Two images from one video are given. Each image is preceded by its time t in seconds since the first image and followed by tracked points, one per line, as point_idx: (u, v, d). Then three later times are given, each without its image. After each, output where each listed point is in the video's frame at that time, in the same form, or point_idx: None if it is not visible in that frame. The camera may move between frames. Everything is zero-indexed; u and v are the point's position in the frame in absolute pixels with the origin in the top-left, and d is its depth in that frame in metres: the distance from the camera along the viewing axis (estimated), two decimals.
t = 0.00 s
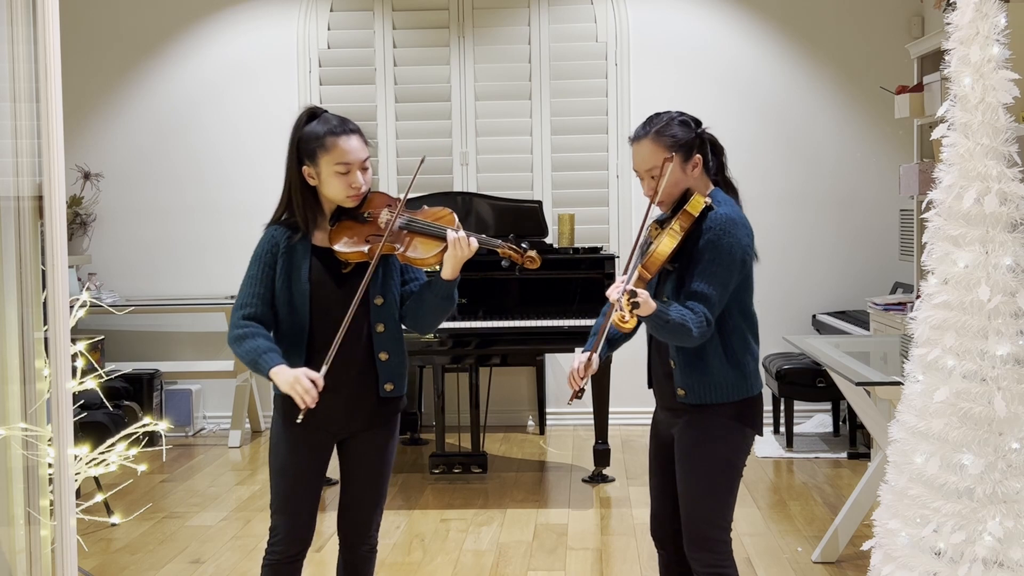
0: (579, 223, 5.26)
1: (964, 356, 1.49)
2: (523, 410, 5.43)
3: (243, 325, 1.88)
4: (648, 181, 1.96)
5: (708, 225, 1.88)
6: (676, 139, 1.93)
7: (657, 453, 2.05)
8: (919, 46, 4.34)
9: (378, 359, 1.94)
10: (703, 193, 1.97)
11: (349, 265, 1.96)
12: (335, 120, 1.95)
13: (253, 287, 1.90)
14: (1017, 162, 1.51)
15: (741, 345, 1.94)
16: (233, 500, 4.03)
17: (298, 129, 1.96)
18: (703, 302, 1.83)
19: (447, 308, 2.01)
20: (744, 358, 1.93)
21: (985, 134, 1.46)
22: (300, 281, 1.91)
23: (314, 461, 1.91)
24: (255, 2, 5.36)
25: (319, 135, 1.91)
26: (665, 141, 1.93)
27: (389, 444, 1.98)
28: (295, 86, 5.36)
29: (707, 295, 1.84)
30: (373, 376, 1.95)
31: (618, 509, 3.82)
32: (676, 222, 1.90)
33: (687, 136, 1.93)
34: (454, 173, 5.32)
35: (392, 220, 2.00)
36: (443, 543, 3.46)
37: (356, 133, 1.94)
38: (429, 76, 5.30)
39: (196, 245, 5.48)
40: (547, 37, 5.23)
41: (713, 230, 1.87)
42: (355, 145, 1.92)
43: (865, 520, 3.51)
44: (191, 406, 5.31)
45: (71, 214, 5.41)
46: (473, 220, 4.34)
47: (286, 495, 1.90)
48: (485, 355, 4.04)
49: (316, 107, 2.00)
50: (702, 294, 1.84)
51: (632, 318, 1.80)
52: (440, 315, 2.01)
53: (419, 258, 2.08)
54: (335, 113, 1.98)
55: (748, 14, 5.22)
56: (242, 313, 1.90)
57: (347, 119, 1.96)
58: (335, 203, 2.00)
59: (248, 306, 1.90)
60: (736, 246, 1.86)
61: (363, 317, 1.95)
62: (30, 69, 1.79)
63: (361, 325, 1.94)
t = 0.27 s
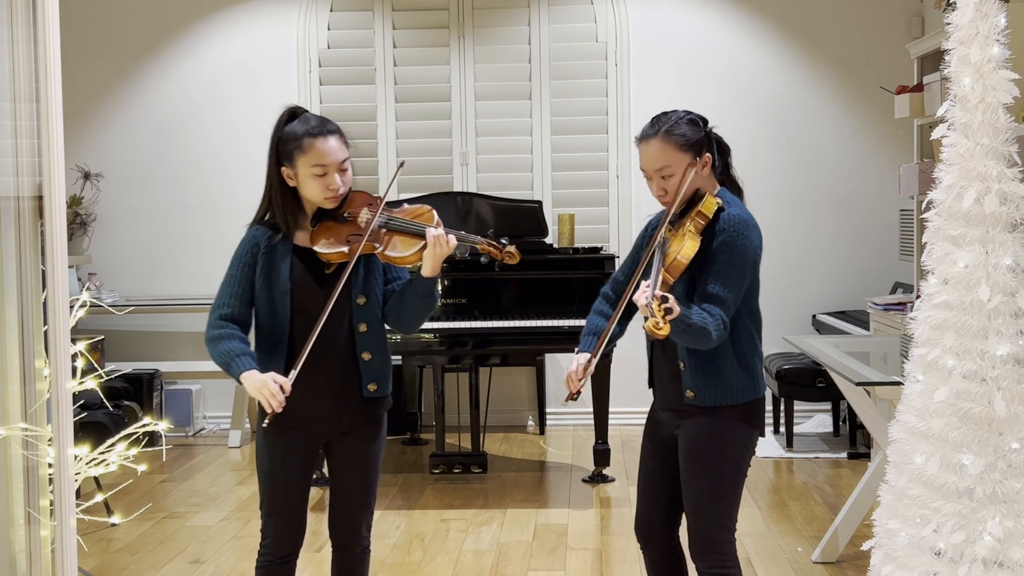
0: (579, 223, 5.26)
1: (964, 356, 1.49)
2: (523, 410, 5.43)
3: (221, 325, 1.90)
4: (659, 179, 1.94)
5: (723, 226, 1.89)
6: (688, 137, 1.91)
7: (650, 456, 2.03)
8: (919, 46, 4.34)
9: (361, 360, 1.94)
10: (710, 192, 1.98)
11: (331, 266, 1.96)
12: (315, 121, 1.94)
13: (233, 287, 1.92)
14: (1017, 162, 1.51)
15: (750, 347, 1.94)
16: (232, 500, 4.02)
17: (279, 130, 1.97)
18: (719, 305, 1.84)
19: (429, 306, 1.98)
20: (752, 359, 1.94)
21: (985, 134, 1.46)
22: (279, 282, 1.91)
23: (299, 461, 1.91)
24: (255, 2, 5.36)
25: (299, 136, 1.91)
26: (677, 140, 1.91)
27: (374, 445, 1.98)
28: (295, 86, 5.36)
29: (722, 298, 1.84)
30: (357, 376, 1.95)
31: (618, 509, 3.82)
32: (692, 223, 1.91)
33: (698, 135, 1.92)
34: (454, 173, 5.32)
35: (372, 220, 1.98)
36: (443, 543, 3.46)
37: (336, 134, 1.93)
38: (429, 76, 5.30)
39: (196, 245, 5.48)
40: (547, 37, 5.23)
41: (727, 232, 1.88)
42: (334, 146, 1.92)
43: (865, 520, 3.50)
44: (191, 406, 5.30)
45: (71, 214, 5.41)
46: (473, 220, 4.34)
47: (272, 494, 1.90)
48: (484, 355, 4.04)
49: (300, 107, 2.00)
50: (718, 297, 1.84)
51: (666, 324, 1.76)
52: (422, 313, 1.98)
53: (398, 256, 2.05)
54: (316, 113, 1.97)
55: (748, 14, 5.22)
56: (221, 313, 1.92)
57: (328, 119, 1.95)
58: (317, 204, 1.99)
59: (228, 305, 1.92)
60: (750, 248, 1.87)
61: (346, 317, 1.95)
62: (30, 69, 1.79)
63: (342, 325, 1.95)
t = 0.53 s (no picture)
0: (580, 223, 5.26)
1: (964, 356, 1.49)
2: (523, 410, 5.43)
3: (201, 328, 1.95)
4: (672, 179, 1.90)
5: (733, 229, 1.90)
6: (699, 135, 1.88)
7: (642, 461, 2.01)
8: (919, 46, 4.34)
9: (338, 362, 1.96)
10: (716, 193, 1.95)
11: (308, 266, 1.98)
12: (286, 116, 1.95)
13: (212, 290, 1.96)
14: (1017, 162, 1.51)
15: (756, 348, 1.96)
16: (232, 500, 4.02)
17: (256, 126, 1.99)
18: (735, 306, 1.85)
19: (411, 305, 1.99)
20: (755, 358, 1.95)
21: (985, 134, 1.46)
22: (257, 282, 1.95)
23: (282, 462, 1.95)
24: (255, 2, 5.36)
25: (266, 133, 1.93)
26: (687, 138, 1.87)
27: (356, 447, 2.00)
28: (295, 86, 5.36)
29: (738, 300, 1.86)
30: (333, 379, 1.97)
31: (618, 509, 3.82)
32: (704, 224, 1.90)
33: (707, 133, 1.89)
34: (454, 173, 5.33)
35: (346, 218, 1.97)
36: (443, 543, 3.46)
37: (304, 130, 1.94)
38: (429, 75, 5.30)
39: (196, 245, 5.48)
40: (547, 37, 5.22)
41: (738, 234, 1.89)
42: (304, 142, 1.93)
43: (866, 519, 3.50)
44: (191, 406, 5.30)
45: (71, 214, 5.41)
46: (473, 220, 4.35)
47: (256, 495, 1.95)
48: (482, 355, 4.04)
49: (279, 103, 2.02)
50: (734, 299, 1.86)
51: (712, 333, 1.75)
52: (403, 314, 1.99)
53: (375, 253, 2.00)
54: (291, 109, 1.99)
55: (748, 14, 5.22)
56: (202, 315, 1.96)
57: (299, 115, 1.96)
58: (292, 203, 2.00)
59: (207, 308, 1.96)
60: (760, 249, 1.89)
61: (323, 318, 1.97)
62: (29, 69, 1.79)
63: (320, 327, 1.97)
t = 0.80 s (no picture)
0: (580, 223, 5.26)
1: (964, 356, 1.49)
2: (523, 410, 5.43)
3: (181, 329, 1.97)
4: (667, 189, 1.88)
5: (733, 233, 1.89)
6: (690, 141, 1.87)
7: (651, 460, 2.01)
8: (918, 46, 4.34)
9: (316, 363, 1.97)
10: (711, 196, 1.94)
11: (284, 268, 2.00)
12: (273, 119, 1.97)
13: (190, 291, 1.99)
14: (1017, 162, 1.51)
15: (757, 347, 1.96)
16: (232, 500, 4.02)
17: (238, 126, 2.01)
18: (738, 314, 1.87)
19: (384, 307, 1.99)
20: (756, 357, 1.96)
21: (985, 134, 1.46)
22: (235, 283, 1.98)
23: (266, 464, 1.98)
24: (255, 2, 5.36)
25: (252, 134, 1.94)
26: (679, 146, 1.86)
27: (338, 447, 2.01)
28: (295, 86, 5.35)
29: (741, 307, 1.87)
30: (313, 379, 1.98)
31: (618, 509, 3.82)
32: (705, 234, 1.89)
33: (697, 139, 1.88)
34: (454, 173, 5.33)
35: (321, 219, 2.00)
36: (442, 543, 3.46)
37: (292, 134, 1.96)
38: (428, 75, 5.30)
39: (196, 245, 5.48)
40: (547, 37, 5.22)
41: (739, 238, 1.88)
42: (290, 147, 1.95)
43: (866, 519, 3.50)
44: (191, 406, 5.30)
45: (71, 214, 5.41)
46: (473, 220, 4.35)
47: (244, 497, 1.98)
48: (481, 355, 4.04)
49: (262, 103, 2.04)
50: (736, 307, 1.87)
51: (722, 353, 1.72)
52: (377, 316, 1.99)
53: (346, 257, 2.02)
54: (277, 111, 2.01)
55: (749, 13, 5.22)
56: (182, 317, 1.98)
57: (287, 118, 1.98)
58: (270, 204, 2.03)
59: (187, 309, 1.98)
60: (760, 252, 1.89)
61: (301, 319, 1.98)
62: (29, 70, 1.79)
63: (298, 328, 1.98)
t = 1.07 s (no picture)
0: (580, 223, 5.26)
1: (964, 356, 1.49)
2: (522, 411, 5.43)
3: (168, 327, 1.97)
4: (655, 190, 1.89)
5: (719, 233, 1.88)
6: (677, 142, 1.87)
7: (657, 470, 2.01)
8: (919, 46, 4.34)
9: (306, 364, 1.98)
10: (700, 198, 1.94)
11: (273, 269, 2.01)
12: (261, 121, 1.97)
13: (178, 291, 1.99)
14: (1017, 162, 1.51)
15: (748, 346, 1.95)
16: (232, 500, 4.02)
17: (226, 127, 2.01)
18: (725, 316, 1.83)
19: (373, 308, 2.00)
20: (748, 356, 1.95)
21: (985, 134, 1.46)
22: (223, 283, 1.98)
23: (258, 469, 1.98)
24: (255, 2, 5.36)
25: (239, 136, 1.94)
26: (666, 148, 1.86)
27: (330, 447, 2.01)
28: (295, 86, 5.35)
29: (728, 309, 1.84)
30: (303, 380, 1.99)
31: (618, 509, 3.83)
32: (690, 236, 1.88)
33: (685, 140, 1.88)
34: (454, 173, 5.33)
35: (308, 221, 2.02)
36: (443, 543, 3.46)
37: (280, 136, 1.96)
38: (428, 75, 5.30)
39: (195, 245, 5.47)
40: (547, 37, 5.22)
41: (727, 238, 1.86)
42: (278, 150, 1.95)
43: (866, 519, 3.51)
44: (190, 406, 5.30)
45: (71, 214, 5.41)
46: (473, 220, 4.35)
47: (237, 499, 1.99)
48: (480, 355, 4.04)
49: (249, 104, 2.04)
50: (723, 309, 1.84)
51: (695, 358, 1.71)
52: (366, 316, 1.99)
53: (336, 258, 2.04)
54: (263, 113, 2.01)
55: (749, 13, 5.22)
56: (169, 316, 1.98)
57: (274, 120, 1.98)
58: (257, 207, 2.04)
59: (175, 309, 1.98)
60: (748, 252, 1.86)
61: (290, 319, 1.99)
62: (29, 69, 1.79)
63: (287, 328, 1.99)
